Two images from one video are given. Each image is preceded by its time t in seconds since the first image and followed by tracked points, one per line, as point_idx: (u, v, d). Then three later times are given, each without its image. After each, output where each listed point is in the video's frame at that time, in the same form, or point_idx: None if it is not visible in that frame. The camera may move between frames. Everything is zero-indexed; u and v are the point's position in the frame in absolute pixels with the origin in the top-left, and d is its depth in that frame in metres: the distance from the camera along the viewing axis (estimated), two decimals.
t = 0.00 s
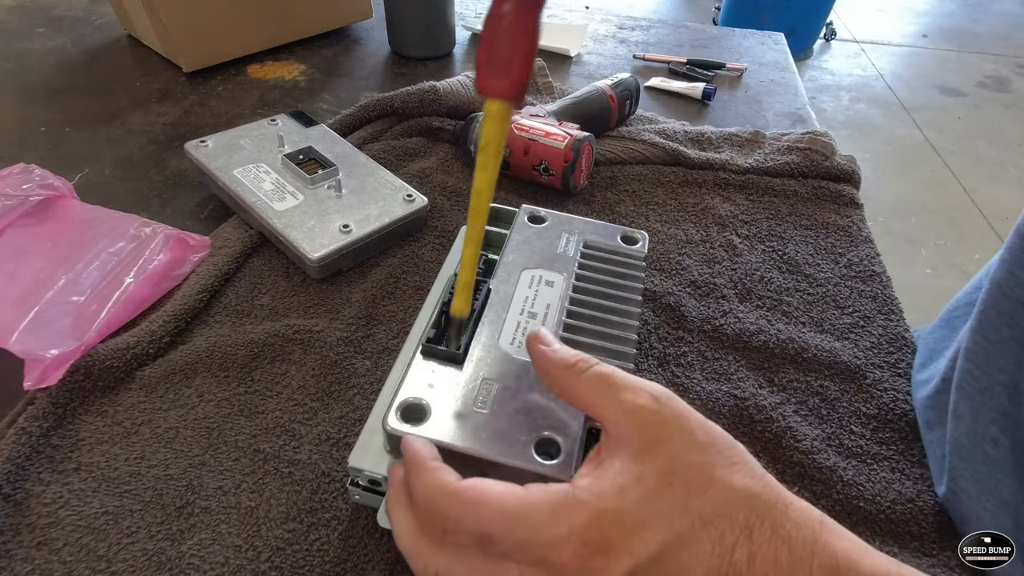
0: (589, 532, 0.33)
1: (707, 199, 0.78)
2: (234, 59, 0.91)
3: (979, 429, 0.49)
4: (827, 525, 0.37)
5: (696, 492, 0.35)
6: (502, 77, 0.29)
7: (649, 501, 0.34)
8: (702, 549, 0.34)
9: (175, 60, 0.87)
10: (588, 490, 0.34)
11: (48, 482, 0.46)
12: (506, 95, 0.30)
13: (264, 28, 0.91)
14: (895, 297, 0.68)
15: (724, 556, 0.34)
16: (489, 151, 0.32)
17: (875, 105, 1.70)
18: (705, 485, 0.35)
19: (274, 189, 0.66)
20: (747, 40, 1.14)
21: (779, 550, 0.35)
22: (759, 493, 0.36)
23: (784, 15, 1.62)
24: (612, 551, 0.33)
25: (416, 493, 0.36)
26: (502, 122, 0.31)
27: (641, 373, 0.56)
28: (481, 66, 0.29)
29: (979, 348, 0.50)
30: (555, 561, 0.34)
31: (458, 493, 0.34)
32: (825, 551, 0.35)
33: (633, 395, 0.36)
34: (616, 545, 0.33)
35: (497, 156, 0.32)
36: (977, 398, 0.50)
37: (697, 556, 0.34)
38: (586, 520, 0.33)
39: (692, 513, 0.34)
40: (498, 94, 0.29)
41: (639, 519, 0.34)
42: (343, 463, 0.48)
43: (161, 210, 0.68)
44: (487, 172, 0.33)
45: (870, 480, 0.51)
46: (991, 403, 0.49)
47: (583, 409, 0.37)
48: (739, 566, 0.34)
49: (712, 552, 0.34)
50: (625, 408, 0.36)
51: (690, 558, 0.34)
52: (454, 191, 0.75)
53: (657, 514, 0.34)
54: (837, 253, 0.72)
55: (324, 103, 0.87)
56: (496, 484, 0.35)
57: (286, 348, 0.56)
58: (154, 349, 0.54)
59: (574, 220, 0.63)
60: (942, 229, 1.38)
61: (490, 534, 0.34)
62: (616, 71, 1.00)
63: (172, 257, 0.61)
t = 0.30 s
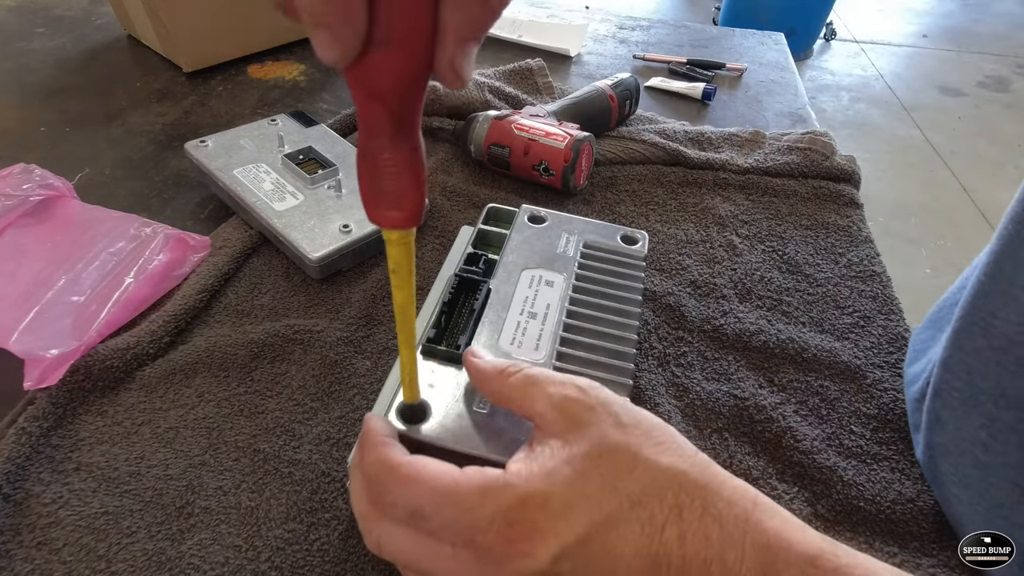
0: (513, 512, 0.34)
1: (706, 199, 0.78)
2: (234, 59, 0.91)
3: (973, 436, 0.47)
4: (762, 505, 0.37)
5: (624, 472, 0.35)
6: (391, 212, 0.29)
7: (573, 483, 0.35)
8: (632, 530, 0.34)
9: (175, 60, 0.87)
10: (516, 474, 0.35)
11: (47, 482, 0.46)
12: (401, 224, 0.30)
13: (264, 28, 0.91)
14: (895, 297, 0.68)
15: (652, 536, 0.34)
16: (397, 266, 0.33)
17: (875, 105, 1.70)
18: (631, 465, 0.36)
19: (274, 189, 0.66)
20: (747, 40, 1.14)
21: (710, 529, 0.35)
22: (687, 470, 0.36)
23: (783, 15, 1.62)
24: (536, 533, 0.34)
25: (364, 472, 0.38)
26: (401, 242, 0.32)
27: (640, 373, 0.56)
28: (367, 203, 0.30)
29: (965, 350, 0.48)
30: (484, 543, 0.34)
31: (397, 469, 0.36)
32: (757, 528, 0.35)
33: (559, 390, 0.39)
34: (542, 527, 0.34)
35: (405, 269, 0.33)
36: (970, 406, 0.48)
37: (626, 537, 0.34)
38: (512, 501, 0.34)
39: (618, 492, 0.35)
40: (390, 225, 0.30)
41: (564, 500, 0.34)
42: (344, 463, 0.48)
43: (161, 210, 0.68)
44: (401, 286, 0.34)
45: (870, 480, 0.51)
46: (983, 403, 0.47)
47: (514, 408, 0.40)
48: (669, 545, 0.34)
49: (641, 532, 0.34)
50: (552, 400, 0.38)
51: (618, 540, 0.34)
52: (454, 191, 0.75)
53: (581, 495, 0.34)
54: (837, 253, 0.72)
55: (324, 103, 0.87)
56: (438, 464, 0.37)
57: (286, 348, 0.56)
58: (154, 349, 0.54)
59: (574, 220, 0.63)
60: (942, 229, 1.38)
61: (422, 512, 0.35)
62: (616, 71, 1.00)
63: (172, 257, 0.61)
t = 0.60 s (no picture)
0: (497, 499, 0.34)
1: (707, 199, 0.78)
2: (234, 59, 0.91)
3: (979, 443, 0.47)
4: (736, 481, 0.37)
5: (600, 455, 0.35)
6: (395, 253, 0.29)
7: (555, 472, 0.34)
8: (614, 513, 0.34)
9: (175, 60, 0.87)
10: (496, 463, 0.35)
11: (47, 482, 0.46)
12: (403, 261, 0.29)
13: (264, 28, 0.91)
14: (895, 296, 0.68)
15: (634, 516, 0.34)
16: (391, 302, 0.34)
17: (875, 105, 1.70)
18: (607, 450, 0.36)
19: (274, 189, 0.66)
20: (748, 40, 1.14)
21: (688, 504, 0.35)
22: (663, 451, 0.36)
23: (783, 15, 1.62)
24: (520, 522, 0.33)
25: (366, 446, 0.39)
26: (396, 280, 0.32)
27: (640, 373, 0.56)
28: (368, 249, 0.28)
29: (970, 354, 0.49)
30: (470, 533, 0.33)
31: (393, 446, 0.36)
32: (733, 502, 0.36)
33: (524, 393, 0.40)
34: (526, 513, 0.34)
35: (407, 302, 0.34)
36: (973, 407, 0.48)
37: (609, 521, 0.34)
38: (496, 490, 0.34)
39: (600, 476, 0.35)
40: (393, 266, 0.29)
41: (546, 488, 0.34)
42: (344, 463, 0.48)
43: (161, 210, 0.68)
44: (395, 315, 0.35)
45: (870, 480, 0.51)
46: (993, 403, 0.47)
47: (479, 423, 0.41)
48: (651, 524, 0.34)
49: (622, 514, 0.34)
50: (515, 403, 0.39)
51: (600, 523, 0.34)
52: (454, 191, 0.75)
53: (564, 482, 0.34)
54: (837, 253, 0.72)
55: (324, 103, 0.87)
56: (432, 443, 0.37)
57: (286, 348, 0.56)
58: (154, 349, 0.54)
59: (573, 220, 0.63)
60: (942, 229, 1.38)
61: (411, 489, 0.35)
62: (616, 71, 1.00)
63: (172, 257, 0.61)
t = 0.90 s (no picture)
0: (500, 483, 0.34)
1: (707, 199, 0.78)
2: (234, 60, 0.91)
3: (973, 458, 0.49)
4: (731, 471, 0.37)
5: (600, 442, 0.36)
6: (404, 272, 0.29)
7: (557, 457, 0.35)
8: (615, 499, 0.34)
9: (174, 60, 0.87)
10: (498, 450, 0.35)
11: (47, 482, 0.45)
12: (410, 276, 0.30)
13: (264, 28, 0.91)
14: (895, 296, 0.68)
15: (635, 503, 0.34)
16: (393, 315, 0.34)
17: (875, 105, 1.70)
18: (606, 438, 0.36)
19: (274, 189, 0.66)
20: (747, 40, 1.14)
21: (684, 489, 0.35)
22: (660, 440, 0.36)
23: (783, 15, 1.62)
24: (524, 506, 0.33)
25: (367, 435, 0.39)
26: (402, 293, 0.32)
27: (640, 372, 0.56)
28: (373, 268, 0.28)
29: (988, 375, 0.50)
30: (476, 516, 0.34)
31: (394, 436, 0.36)
32: (728, 489, 0.36)
33: (521, 389, 0.40)
34: (530, 496, 0.34)
35: (411, 315, 0.34)
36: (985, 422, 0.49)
37: (609, 507, 0.34)
38: (500, 474, 0.34)
39: (600, 461, 0.35)
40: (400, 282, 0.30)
41: (548, 474, 0.34)
42: (344, 463, 0.48)
43: (161, 209, 0.68)
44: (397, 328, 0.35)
45: (870, 480, 0.51)
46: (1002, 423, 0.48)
47: (473, 423, 0.41)
48: (652, 509, 0.34)
49: (623, 499, 0.34)
50: (512, 399, 0.40)
51: (601, 510, 0.34)
52: (454, 191, 0.75)
53: (565, 468, 0.34)
54: (837, 253, 0.72)
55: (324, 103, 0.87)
56: (433, 434, 0.37)
57: (286, 348, 0.56)
58: (154, 350, 0.54)
59: (572, 220, 0.63)
60: (942, 230, 1.38)
61: (412, 478, 0.35)
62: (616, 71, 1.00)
63: (172, 257, 0.61)
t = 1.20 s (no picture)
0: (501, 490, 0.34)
1: (707, 199, 0.78)
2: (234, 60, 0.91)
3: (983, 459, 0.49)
4: (727, 469, 0.37)
5: (599, 443, 0.35)
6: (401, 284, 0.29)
7: (557, 461, 0.35)
8: (615, 501, 0.34)
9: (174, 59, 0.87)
10: (498, 454, 0.35)
11: (47, 482, 0.45)
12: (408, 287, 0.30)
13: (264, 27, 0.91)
14: (896, 296, 0.68)
15: (635, 504, 0.34)
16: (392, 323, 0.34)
17: (875, 105, 1.70)
18: (605, 438, 0.36)
19: (274, 189, 0.66)
20: (747, 40, 1.14)
21: (682, 489, 0.35)
22: (658, 439, 0.36)
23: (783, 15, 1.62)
24: (526, 513, 0.33)
25: (369, 438, 0.40)
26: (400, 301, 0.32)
27: (640, 372, 0.56)
28: (368, 277, 0.29)
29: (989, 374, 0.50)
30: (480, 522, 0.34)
31: (395, 443, 0.37)
32: (724, 488, 0.35)
33: (518, 390, 0.40)
34: (532, 503, 0.33)
35: (407, 323, 0.34)
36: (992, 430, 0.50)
37: (610, 509, 0.34)
38: (501, 479, 0.34)
39: (600, 463, 0.35)
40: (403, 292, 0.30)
41: (549, 478, 0.34)
42: (344, 463, 0.48)
43: (161, 209, 0.68)
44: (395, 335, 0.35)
45: (870, 480, 0.51)
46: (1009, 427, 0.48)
47: (471, 426, 0.41)
48: (652, 510, 0.34)
49: (623, 503, 0.34)
50: (510, 401, 0.40)
51: (601, 512, 0.34)
52: (454, 191, 0.75)
53: (566, 471, 0.34)
54: (837, 253, 0.72)
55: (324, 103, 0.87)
56: (433, 438, 0.37)
57: (286, 348, 0.56)
58: (153, 350, 0.54)
59: (572, 220, 0.63)
60: (942, 229, 1.38)
61: (414, 483, 0.36)
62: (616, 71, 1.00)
63: (172, 257, 0.61)
